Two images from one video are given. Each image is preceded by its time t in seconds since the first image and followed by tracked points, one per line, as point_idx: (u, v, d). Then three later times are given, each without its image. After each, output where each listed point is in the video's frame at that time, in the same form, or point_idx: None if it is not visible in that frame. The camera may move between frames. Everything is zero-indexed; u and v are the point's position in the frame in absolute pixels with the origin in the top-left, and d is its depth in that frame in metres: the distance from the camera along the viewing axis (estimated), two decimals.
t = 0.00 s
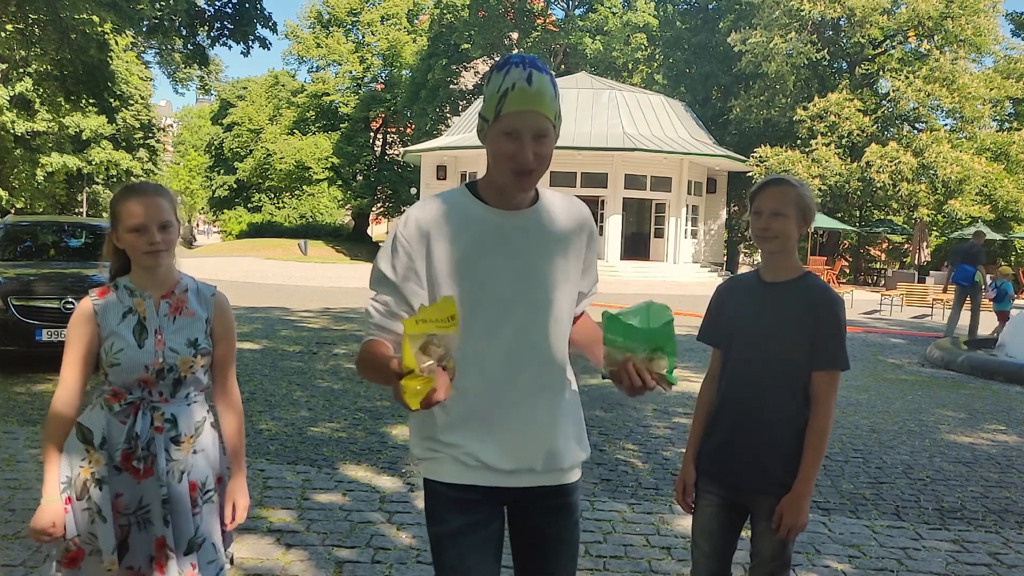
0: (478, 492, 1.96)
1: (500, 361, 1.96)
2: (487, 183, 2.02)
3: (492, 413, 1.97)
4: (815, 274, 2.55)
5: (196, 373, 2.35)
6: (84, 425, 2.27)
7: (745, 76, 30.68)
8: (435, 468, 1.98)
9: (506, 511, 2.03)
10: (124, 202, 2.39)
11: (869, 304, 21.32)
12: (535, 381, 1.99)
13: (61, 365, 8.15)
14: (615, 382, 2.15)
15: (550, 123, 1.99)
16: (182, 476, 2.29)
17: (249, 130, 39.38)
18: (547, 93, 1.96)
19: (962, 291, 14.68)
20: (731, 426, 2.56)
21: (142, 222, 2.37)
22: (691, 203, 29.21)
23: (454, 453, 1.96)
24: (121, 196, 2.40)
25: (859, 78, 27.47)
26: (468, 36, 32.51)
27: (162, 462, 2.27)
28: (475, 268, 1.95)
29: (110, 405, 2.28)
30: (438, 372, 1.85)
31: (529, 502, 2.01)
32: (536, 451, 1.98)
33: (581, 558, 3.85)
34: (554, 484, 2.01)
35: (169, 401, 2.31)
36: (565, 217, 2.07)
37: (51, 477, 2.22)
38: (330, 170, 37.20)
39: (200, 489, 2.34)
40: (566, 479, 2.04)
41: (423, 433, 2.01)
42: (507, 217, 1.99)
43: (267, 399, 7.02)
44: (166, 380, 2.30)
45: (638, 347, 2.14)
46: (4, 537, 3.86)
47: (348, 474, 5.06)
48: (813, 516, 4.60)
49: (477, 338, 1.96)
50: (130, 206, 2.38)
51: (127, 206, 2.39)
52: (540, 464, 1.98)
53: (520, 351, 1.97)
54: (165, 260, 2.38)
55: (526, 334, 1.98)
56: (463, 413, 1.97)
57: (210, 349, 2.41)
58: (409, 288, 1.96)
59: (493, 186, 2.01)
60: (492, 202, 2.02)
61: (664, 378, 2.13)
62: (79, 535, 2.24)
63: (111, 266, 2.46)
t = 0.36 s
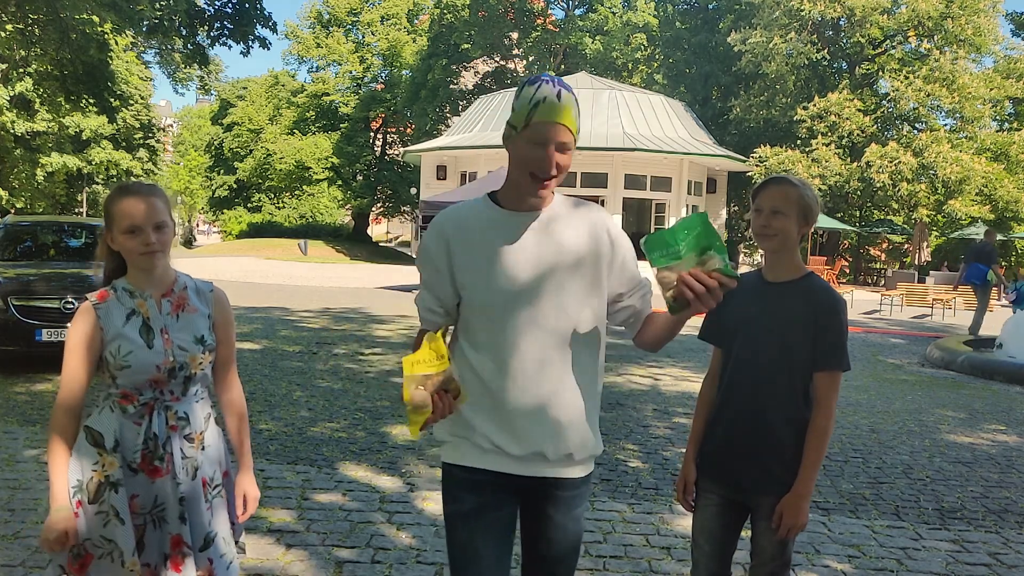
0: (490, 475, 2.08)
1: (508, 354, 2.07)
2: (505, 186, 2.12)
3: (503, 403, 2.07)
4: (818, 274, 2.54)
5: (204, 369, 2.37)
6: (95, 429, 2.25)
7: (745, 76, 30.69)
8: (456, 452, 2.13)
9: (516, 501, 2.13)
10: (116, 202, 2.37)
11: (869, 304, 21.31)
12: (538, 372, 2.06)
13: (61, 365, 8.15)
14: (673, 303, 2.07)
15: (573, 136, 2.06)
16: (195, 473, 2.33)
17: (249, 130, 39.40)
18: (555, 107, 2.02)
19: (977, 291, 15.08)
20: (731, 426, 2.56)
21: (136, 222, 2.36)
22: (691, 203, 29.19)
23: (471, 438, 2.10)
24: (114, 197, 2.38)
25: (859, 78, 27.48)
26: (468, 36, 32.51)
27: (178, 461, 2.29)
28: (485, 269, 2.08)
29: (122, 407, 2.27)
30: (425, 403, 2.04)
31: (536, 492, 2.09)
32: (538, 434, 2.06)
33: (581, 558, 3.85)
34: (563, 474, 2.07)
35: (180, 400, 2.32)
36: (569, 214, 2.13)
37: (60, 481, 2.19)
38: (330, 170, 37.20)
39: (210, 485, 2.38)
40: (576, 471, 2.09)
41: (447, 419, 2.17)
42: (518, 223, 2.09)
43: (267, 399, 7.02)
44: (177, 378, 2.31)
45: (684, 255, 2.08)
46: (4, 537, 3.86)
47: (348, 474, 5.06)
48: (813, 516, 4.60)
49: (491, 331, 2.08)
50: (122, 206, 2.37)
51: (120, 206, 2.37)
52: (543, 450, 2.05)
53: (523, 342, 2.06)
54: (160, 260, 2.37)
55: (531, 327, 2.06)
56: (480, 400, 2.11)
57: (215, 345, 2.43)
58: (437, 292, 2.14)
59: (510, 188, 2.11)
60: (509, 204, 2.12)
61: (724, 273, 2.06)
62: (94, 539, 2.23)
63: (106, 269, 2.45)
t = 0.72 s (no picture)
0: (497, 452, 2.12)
1: (518, 330, 2.13)
2: (539, 185, 2.22)
3: (510, 380, 2.13)
4: (819, 274, 2.54)
5: (207, 371, 2.37)
6: (95, 429, 2.26)
7: (745, 76, 30.70)
8: (459, 425, 2.17)
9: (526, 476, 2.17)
10: (121, 206, 2.36)
11: (870, 304, 21.31)
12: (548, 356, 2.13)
13: (60, 365, 8.14)
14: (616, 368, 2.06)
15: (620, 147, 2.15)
16: (195, 475, 2.32)
17: (249, 130, 39.41)
18: (590, 117, 2.08)
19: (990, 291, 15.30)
20: (731, 424, 2.57)
21: (140, 226, 2.35)
22: (691, 203, 29.19)
23: (478, 415, 2.14)
24: (118, 201, 2.38)
25: (859, 78, 27.48)
26: (468, 36, 32.53)
27: (178, 463, 2.29)
28: (506, 248, 2.14)
29: (123, 407, 2.27)
30: (404, 318, 2.16)
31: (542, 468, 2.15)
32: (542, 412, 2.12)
33: (580, 558, 3.85)
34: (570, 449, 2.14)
35: (182, 402, 2.32)
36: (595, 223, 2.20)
37: (59, 481, 2.20)
38: (330, 170, 37.19)
39: (211, 489, 2.37)
40: (575, 450, 2.15)
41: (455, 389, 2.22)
42: (548, 219, 2.17)
43: (267, 399, 7.02)
44: (179, 379, 2.31)
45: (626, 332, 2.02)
46: (4, 537, 3.86)
47: (348, 474, 5.05)
48: (813, 516, 4.60)
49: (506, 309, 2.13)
50: (127, 210, 2.36)
51: (123, 210, 2.36)
52: (543, 427, 2.11)
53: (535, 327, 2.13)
54: (163, 264, 2.37)
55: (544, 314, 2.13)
56: (487, 373, 2.16)
57: (217, 347, 2.42)
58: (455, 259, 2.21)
59: (541, 187, 2.21)
60: (538, 202, 2.21)
61: (656, 356, 2.01)
62: (92, 540, 2.23)
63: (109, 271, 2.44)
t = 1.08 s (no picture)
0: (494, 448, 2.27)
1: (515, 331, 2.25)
2: (526, 186, 2.35)
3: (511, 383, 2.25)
4: (820, 275, 2.53)
5: (200, 370, 2.32)
6: (91, 423, 2.30)
7: (745, 76, 30.68)
8: (456, 424, 2.30)
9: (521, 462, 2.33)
10: (131, 204, 2.37)
11: (870, 304, 21.31)
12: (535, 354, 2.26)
13: (60, 365, 8.13)
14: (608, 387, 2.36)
15: (586, 143, 2.34)
16: (179, 478, 2.28)
17: (249, 130, 39.41)
18: (571, 109, 2.33)
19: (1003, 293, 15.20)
20: (732, 425, 2.56)
21: (148, 224, 2.36)
22: (691, 203, 29.18)
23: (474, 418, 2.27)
24: (129, 198, 2.39)
25: (859, 78, 27.49)
26: (468, 36, 32.53)
27: (160, 463, 2.26)
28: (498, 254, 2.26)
29: (115, 403, 2.29)
30: (460, 275, 2.06)
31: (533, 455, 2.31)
32: (532, 405, 2.25)
33: (580, 557, 3.85)
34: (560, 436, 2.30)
35: (171, 401, 2.29)
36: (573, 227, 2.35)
37: (57, 473, 2.29)
38: (330, 170, 37.18)
39: (199, 494, 2.32)
40: (559, 436, 2.30)
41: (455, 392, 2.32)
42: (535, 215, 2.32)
43: (267, 399, 7.02)
44: (168, 378, 2.29)
45: (627, 362, 2.30)
46: (4, 536, 3.85)
47: (348, 474, 5.05)
48: (813, 516, 4.60)
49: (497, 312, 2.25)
50: (140, 208, 2.37)
51: (135, 207, 2.37)
52: (531, 418, 2.26)
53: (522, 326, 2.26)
54: (171, 261, 2.36)
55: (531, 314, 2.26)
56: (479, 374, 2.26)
57: (218, 346, 2.36)
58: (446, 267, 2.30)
59: (529, 188, 2.35)
60: (526, 201, 2.35)
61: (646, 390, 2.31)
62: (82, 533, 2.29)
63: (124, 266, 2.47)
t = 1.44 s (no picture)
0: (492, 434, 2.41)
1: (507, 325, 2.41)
2: (501, 188, 2.49)
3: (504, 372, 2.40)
4: (819, 275, 2.54)
5: (199, 375, 2.32)
6: (88, 421, 2.31)
7: (745, 76, 30.68)
8: (453, 411, 2.43)
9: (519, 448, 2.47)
10: (144, 205, 2.41)
11: (870, 304, 21.32)
12: (528, 352, 2.42)
13: (60, 365, 8.14)
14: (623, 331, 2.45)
15: (546, 138, 2.44)
16: (170, 482, 2.26)
17: (249, 130, 39.41)
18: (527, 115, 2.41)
19: None
20: (730, 425, 2.57)
21: (161, 224, 2.40)
22: (691, 203, 29.21)
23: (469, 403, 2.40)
24: (142, 201, 2.43)
25: (859, 79, 27.49)
26: (468, 36, 32.52)
27: (152, 465, 2.26)
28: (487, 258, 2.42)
29: (113, 402, 2.30)
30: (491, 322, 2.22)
31: (531, 442, 2.45)
32: (530, 390, 2.40)
33: (580, 557, 3.86)
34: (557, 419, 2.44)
35: (168, 404, 2.29)
36: (562, 226, 2.49)
37: (53, 470, 2.30)
38: (330, 171, 37.18)
39: (189, 500, 2.28)
40: (555, 421, 2.44)
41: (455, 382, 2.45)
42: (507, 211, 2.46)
43: (267, 399, 7.02)
44: (166, 381, 2.29)
45: (638, 301, 2.42)
46: (4, 537, 3.86)
47: (348, 474, 5.06)
48: (813, 516, 4.60)
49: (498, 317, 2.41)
50: (152, 210, 2.41)
51: (147, 209, 2.41)
52: (529, 404, 2.40)
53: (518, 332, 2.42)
54: (181, 263, 2.39)
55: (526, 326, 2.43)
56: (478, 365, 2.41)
57: (218, 351, 2.36)
58: (444, 272, 2.44)
59: (504, 189, 2.48)
60: (504, 202, 2.49)
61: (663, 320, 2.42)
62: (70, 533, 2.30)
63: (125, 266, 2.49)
